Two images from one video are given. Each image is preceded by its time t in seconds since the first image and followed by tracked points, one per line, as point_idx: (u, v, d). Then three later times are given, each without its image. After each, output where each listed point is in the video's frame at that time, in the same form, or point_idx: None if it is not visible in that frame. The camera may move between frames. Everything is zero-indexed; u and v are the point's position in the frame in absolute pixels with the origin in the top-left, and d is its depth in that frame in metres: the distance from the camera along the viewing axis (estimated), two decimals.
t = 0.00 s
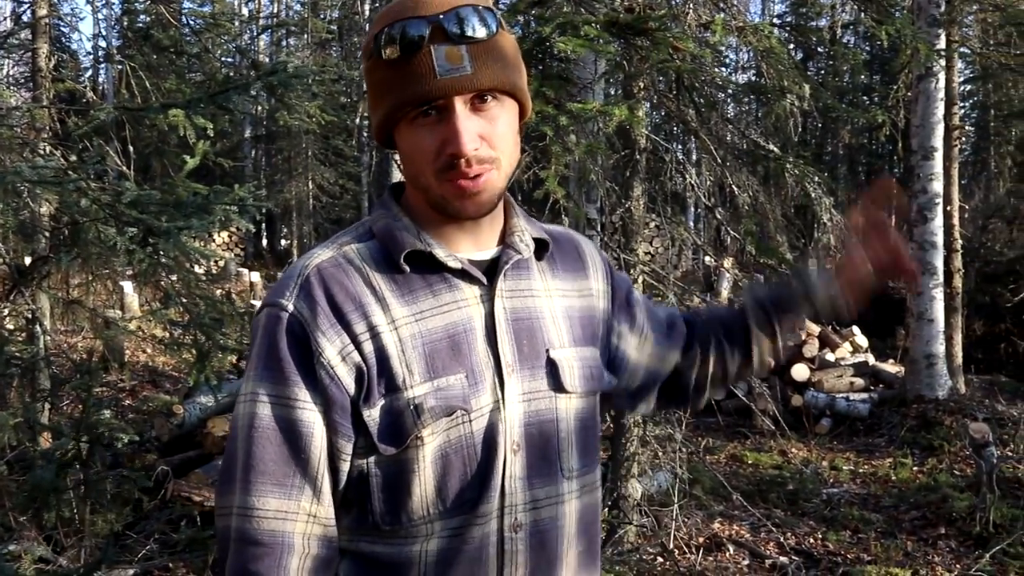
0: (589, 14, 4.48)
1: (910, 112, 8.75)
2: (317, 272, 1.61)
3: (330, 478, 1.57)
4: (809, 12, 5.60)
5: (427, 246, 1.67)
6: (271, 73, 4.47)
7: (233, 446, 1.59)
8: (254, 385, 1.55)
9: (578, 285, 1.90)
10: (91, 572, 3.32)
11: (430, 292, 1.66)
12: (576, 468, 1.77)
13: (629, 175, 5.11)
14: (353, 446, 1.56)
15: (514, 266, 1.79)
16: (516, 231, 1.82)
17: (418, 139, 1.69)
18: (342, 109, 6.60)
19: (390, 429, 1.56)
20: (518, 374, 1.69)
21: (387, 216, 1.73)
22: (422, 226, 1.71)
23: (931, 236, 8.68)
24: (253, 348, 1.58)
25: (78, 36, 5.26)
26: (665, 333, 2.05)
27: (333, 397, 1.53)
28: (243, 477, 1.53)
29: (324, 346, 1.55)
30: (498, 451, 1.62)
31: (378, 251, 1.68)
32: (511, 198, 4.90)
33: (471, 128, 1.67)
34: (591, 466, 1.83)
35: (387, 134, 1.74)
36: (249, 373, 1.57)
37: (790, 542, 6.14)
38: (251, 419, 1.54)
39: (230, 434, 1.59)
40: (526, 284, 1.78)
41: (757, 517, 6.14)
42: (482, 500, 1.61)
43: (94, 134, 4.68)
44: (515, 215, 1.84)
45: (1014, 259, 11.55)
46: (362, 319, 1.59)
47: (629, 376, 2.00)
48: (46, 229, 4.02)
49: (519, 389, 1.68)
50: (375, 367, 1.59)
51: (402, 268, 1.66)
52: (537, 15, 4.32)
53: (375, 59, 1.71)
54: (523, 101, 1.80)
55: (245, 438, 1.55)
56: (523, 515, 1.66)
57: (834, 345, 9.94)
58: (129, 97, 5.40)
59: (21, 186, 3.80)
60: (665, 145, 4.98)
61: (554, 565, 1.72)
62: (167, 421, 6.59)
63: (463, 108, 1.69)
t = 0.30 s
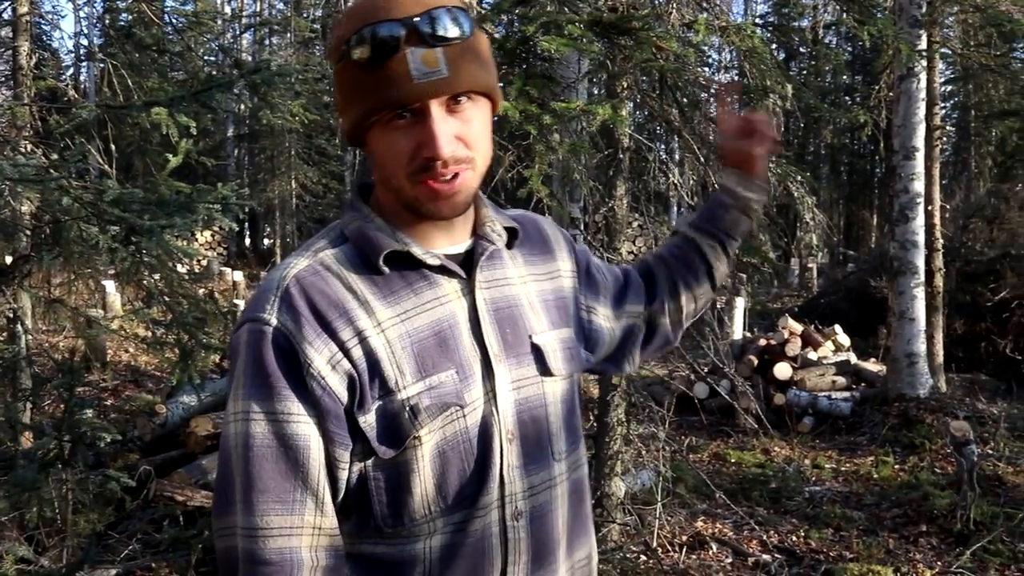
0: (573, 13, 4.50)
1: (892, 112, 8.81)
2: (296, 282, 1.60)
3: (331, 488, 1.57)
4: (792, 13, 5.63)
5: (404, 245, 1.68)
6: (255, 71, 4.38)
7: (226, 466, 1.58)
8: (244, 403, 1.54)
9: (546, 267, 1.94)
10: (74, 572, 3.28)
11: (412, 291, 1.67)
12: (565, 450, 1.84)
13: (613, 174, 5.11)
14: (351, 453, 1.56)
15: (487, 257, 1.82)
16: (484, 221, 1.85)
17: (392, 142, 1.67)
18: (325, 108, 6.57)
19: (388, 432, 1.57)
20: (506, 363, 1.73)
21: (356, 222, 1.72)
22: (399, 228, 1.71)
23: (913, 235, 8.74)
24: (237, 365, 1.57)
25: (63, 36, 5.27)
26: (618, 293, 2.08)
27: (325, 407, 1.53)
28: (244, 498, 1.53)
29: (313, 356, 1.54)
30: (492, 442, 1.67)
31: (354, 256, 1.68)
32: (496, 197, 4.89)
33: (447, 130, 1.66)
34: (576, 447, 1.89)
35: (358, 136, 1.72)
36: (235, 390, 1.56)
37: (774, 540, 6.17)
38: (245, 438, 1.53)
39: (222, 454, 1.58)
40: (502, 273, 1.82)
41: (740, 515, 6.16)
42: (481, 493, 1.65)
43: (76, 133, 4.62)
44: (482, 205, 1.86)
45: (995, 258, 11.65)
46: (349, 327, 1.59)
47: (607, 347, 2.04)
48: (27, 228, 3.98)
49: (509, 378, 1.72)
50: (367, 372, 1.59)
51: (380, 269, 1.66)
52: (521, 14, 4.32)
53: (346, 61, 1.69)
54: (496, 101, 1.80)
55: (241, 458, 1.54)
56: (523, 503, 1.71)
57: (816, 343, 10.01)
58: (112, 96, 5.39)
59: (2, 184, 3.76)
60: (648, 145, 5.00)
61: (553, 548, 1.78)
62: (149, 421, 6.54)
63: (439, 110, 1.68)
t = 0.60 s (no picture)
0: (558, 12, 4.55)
1: (876, 111, 8.86)
2: (279, 281, 1.58)
3: (314, 487, 1.56)
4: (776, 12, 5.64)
5: (386, 242, 1.67)
6: (240, 69, 4.35)
7: (206, 464, 1.56)
8: (225, 401, 1.52)
9: (528, 260, 1.94)
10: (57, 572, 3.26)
11: (395, 289, 1.67)
12: (547, 445, 1.84)
13: (598, 173, 5.14)
14: (336, 451, 1.55)
15: (470, 254, 1.81)
16: (467, 218, 1.83)
17: (367, 147, 1.67)
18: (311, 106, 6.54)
19: (373, 429, 1.57)
20: (490, 358, 1.73)
21: (336, 220, 1.70)
22: (380, 227, 1.70)
23: (896, 235, 8.79)
24: (218, 363, 1.55)
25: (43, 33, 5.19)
26: (599, 278, 2.08)
27: (310, 406, 1.52)
28: (224, 497, 1.52)
29: (297, 354, 1.53)
30: (477, 438, 1.67)
31: (336, 254, 1.67)
32: (481, 195, 4.89)
33: (420, 132, 1.65)
34: (560, 443, 1.89)
35: (335, 141, 1.72)
36: (216, 389, 1.54)
37: (758, 538, 6.19)
38: (226, 437, 1.52)
39: (201, 454, 1.56)
40: (484, 269, 1.81)
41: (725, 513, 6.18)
42: (466, 489, 1.65)
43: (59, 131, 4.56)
44: (464, 202, 1.85)
45: (977, 257, 11.73)
46: (332, 324, 1.58)
47: (587, 335, 2.04)
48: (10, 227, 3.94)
49: (493, 373, 1.72)
50: (351, 370, 1.58)
51: (364, 268, 1.65)
52: (506, 13, 4.31)
53: (317, 69, 1.68)
54: (471, 96, 1.79)
55: (221, 457, 1.52)
56: (507, 499, 1.71)
57: (801, 342, 10.05)
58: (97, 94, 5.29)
59: None
60: (633, 144, 5.05)
61: (538, 543, 1.78)
62: (133, 421, 6.50)
63: (411, 113, 1.66)
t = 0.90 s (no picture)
0: (534, 11, 4.56)
1: (852, 110, 8.93)
2: (256, 279, 1.56)
3: (291, 487, 1.54)
4: (752, 12, 5.67)
5: (364, 241, 1.65)
6: (215, 68, 4.31)
7: (183, 463, 1.54)
8: (202, 400, 1.50)
9: (501, 260, 1.93)
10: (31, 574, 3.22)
11: (372, 287, 1.65)
12: (521, 444, 1.83)
13: (575, 172, 5.14)
14: (314, 450, 1.53)
15: (445, 253, 1.80)
16: (442, 219, 1.82)
17: (351, 142, 1.64)
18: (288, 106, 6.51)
19: (352, 428, 1.55)
20: (466, 357, 1.72)
21: (315, 218, 1.68)
22: (359, 225, 1.68)
23: (872, 232, 8.86)
24: (195, 362, 1.52)
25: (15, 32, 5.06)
26: (567, 279, 2.07)
27: (288, 405, 1.50)
28: (200, 497, 1.49)
29: (276, 353, 1.50)
30: (455, 437, 1.66)
31: (314, 252, 1.64)
32: (458, 195, 4.87)
33: (405, 129, 1.64)
34: (533, 442, 1.89)
35: (316, 136, 1.69)
36: (192, 388, 1.52)
37: (736, 535, 6.21)
38: (203, 437, 1.49)
39: (177, 454, 1.53)
40: (458, 268, 1.80)
41: (702, 511, 6.20)
42: (443, 488, 1.64)
43: (33, 130, 4.46)
44: (439, 201, 1.85)
45: (951, 255, 11.87)
46: (311, 323, 1.56)
47: (556, 335, 2.02)
48: None
49: (469, 372, 1.71)
50: (330, 369, 1.56)
51: (342, 266, 1.63)
52: (483, 11, 4.29)
53: (303, 61, 1.66)
54: (453, 98, 1.78)
55: (198, 457, 1.50)
56: (483, 497, 1.70)
57: (778, 339, 10.11)
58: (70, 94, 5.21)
59: None
60: (610, 143, 4.99)
61: (512, 542, 1.77)
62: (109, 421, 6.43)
63: (398, 109, 1.65)
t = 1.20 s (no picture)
0: (507, 11, 4.47)
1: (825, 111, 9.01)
2: (229, 280, 1.52)
3: (268, 488, 1.52)
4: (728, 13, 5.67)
5: (338, 241, 1.63)
6: (186, 66, 4.34)
7: (158, 467, 1.51)
8: (177, 404, 1.46)
9: (467, 256, 1.92)
10: None
11: (346, 287, 1.62)
12: (492, 439, 1.82)
13: (549, 172, 5.14)
14: (291, 452, 1.51)
15: (415, 251, 1.78)
16: (410, 218, 1.80)
17: (333, 135, 1.62)
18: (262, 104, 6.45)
19: (329, 429, 1.52)
20: (439, 355, 1.70)
21: (286, 216, 1.65)
22: (333, 225, 1.66)
23: (844, 232, 8.94)
24: (168, 366, 1.49)
25: None
26: (531, 271, 2.06)
27: (265, 407, 1.47)
28: (178, 502, 1.47)
29: (252, 355, 1.47)
30: (429, 434, 1.64)
31: (287, 251, 1.61)
32: (432, 194, 4.85)
33: (390, 124, 1.62)
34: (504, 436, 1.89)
35: (294, 130, 1.65)
36: (166, 391, 1.48)
37: (709, 534, 6.23)
38: (179, 441, 1.46)
39: (151, 458, 1.50)
40: (428, 266, 1.78)
41: (676, 509, 6.22)
42: (419, 486, 1.63)
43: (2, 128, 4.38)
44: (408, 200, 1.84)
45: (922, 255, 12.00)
46: (285, 323, 1.53)
47: (522, 329, 2.01)
48: None
49: (442, 369, 1.70)
50: (306, 370, 1.53)
51: (316, 265, 1.61)
52: (457, 10, 4.27)
53: (290, 51, 1.63)
54: (431, 98, 1.78)
55: (175, 461, 1.47)
56: (458, 493, 1.69)
57: (751, 339, 10.16)
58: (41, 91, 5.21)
59: None
60: (585, 143, 5.02)
61: (485, 536, 1.76)
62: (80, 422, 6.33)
63: (383, 103, 1.63)
